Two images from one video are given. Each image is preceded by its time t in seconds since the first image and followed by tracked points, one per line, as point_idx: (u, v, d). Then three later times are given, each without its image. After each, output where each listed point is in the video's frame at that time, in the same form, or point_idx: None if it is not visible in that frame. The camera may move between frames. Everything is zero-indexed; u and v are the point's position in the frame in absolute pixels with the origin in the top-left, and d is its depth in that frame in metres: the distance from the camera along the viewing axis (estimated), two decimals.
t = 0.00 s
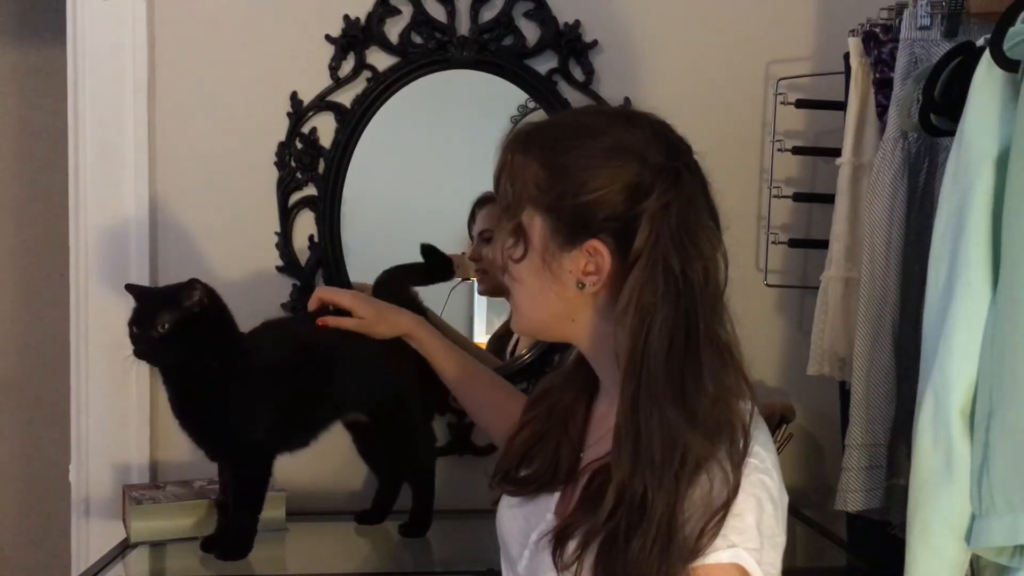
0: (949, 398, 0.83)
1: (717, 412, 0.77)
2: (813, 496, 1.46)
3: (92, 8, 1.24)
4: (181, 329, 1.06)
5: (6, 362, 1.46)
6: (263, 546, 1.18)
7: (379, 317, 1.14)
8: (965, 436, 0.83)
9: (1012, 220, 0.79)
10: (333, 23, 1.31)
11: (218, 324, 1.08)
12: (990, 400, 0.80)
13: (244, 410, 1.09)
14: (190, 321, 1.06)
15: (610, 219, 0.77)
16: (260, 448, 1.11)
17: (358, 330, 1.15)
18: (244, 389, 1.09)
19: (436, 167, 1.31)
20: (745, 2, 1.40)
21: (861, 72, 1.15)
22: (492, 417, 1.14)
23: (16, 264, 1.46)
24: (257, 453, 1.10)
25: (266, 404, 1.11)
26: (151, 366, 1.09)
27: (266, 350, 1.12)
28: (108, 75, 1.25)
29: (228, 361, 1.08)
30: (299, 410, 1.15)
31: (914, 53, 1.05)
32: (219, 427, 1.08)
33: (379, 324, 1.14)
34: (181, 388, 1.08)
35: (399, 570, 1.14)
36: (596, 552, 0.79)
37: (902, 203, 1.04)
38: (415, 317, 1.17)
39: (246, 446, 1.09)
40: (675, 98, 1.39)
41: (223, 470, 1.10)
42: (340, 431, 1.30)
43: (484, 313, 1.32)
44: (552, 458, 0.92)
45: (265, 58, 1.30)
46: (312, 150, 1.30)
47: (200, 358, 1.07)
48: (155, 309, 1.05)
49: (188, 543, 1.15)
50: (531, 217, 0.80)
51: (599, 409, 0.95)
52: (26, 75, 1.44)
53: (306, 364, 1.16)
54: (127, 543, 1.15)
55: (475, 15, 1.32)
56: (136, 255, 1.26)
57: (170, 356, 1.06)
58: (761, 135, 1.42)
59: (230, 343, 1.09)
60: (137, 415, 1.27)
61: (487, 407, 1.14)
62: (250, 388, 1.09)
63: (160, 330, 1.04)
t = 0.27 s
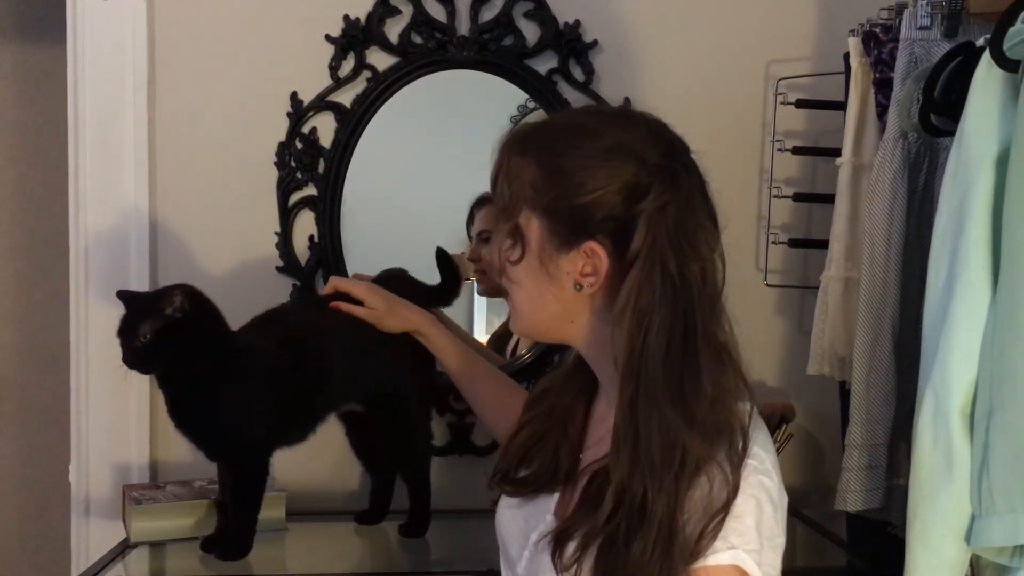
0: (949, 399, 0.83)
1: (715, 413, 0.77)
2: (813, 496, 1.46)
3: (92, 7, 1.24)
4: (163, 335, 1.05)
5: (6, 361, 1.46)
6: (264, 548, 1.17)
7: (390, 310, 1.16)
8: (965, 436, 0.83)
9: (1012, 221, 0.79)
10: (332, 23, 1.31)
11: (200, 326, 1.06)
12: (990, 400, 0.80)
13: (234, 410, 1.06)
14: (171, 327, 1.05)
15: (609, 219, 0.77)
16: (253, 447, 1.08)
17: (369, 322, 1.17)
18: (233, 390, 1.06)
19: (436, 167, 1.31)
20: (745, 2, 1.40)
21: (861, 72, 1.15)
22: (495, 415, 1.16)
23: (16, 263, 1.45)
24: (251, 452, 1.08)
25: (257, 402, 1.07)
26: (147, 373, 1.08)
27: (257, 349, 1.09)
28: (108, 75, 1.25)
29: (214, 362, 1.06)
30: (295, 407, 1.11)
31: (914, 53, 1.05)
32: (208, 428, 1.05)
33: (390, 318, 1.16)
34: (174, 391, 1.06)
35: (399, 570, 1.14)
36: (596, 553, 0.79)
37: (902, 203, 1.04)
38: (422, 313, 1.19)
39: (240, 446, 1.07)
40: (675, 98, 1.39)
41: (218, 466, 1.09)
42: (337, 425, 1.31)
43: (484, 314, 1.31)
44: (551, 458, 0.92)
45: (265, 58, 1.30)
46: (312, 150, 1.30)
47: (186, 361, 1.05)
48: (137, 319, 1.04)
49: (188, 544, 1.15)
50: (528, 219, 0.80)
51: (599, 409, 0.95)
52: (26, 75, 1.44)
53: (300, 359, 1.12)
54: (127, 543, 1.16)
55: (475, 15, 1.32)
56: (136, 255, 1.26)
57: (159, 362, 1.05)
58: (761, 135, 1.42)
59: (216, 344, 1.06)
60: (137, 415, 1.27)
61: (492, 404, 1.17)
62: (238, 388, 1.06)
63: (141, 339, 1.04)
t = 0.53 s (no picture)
0: (949, 398, 0.83)
1: (711, 414, 0.77)
2: (813, 496, 1.46)
3: (92, 8, 1.24)
4: (150, 334, 1.03)
5: (6, 362, 1.46)
6: (263, 547, 1.17)
7: (399, 306, 1.09)
8: (965, 436, 0.83)
9: (1013, 220, 0.79)
10: (332, 23, 1.31)
11: (189, 326, 1.04)
12: (990, 400, 0.80)
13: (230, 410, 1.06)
14: (158, 326, 1.03)
15: (605, 220, 0.77)
16: (250, 447, 1.09)
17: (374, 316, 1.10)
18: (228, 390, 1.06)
19: (436, 166, 1.31)
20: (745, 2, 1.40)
21: (861, 72, 1.15)
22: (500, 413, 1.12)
23: (16, 264, 1.45)
24: (250, 453, 1.09)
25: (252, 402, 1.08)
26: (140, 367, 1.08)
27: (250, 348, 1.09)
28: (108, 75, 1.25)
29: (207, 364, 1.05)
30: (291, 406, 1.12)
31: (914, 53, 1.05)
32: (207, 429, 1.06)
33: (399, 313, 1.09)
34: (170, 390, 1.06)
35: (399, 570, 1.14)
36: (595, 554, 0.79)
37: (902, 203, 1.04)
38: (428, 305, 1.12)
39: (238, 446, 1.08)
40: (675, 98, 1.39)
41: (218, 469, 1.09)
42: (334, 426, 1.30)
43: (484, 313, 1.32)
44: (550, 459, 0.92)
45: (265, 57, 1.30)
46: (312, 150, 1.30)
47: (179, 362, 1.05)
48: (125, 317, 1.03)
49: (188, 543, 1.15)
50: (525, 221, 0.80)
51: (598, 409, 0.95)
52: (27, 76, 1.44)
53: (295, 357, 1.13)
54: (127, 543, 1.15)
55: (475, 15, 1.32)
56: (136, 255, 1.27)
57: (149, 360, 1.05)
58: (761, 135, 1.42)
59: (208, 344, 1.05)
60: (137, 415, 1.27)
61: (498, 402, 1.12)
62: (232, 390, 1.06)
63: (125, 336, 1.03)
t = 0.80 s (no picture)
0: (949, 398, 0.83)
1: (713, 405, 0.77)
2: (813, 496, 1.45)
3: (92, 7, 1.24)
4: (155, 329, 1.07)
5: (6, 362, 1.46)
6: (263, 547, 1.18)
7: (317, 257, 1.01)
8: (965, 435, 0.83)
9: (1013, 219, 0.79)
10: (333, 23, 1.31)
11: (194, 324, 1.08)
12: (991, 400, 0.80)
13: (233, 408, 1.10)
14: (162, 322, 1.07)
15: (613, 213, 0.77)
16: (252, 445, 1.12)
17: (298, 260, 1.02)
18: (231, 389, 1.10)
19: (436, 166, 1.31)
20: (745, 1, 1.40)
21: (861, 72, 1.15)
22: (410, 396, 1.03)
23: (16, 264, 1.45)
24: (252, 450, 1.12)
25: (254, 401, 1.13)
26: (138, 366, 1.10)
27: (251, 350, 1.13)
28: (108, 75, 1.25)
29: (211, 362, 1.09)
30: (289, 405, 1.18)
31: (914, 53, 1.05)
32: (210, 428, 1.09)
33: (314, 264, 1.01)
34: (171, 388, 1.09)
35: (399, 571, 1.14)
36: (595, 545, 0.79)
37: (902, 202, 1.04)
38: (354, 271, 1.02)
39: (240, 443, 1.11)
40: (675, 98, 1.39)
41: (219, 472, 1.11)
42: (334, 429, 1.27)
43: (484, 314, 1.32)
44: (555, 454, 0.91)
45: (265, 57, 1.30)
46: (312, 150, 1.30)
47: (183, 360, 1.08)
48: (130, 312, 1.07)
49: (188, 544, 1.15)
50: (536, 213, 0.80)
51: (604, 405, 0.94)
52: (27, 76, 1.44)
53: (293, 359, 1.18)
54: (127, 543, 1.15)
55: (475, 15, 1.32)
56: (136, 255, 1.27)
57: (152, 357, 1.08)
58: (761, 135, 1.42)
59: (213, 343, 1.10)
60: (137, 415, 1.27)
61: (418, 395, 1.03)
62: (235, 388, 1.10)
63: (130, 329, 1.06)
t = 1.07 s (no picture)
0: (949, 398, 0.83)
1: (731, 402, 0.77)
2: (813, 496, 1.46)
3: (91, 7, 1.24)
4: (151, 332, 1.04)
5: (5, 363, 1.45)
6: (263, 547, 1.17)
7: (228, 317, 1.01)
8: (965, 435, 0.83)
9: (1013, 220, 0.79)
10: (332, 23, 1.31)
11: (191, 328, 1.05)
12: (991, 400, 0.80)
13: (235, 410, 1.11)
14: (159, 324, 1.04)
15: (630, 208, 0.77)
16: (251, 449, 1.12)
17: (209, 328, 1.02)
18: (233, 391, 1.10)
19: (437, 166, 1.31)
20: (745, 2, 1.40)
21: (861, 72, 1.15)
22: (385, 419, 1.04)
23: (15, 265, 1.45)
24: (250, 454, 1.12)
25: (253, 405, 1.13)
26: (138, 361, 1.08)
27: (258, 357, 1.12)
28: (107, 74, 1.24)
29: (211, 363, 1.08)
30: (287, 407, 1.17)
31: (914, 53, 1.05)
32: (209, 431, 1.10)
33: (228, 325, 1.01)
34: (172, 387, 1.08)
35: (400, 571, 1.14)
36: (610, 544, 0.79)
37: (902, 201, 1.04)
38: (268, 322, 1.03)
39: (241, 445, 1.11)
40: (675, 99, 1.39)
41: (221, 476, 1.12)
42: (336, 432, 1.29)
43: (484, 314, 1.32)
44: (562, 453, 0.91)
45: (264, 57, 1.30)
46: (312, 150, 1.30)
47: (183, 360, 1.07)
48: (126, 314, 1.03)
49: (188, 543, 1.15)
50: (551, 206, 0.80)
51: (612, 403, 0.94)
52: (27, 76, 1.44)
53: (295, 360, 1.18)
54: (126, 543, 1.15)
55: (475, 15, 1.32)
56: (135, 255, 1.27)
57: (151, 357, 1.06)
58: (761, 135, 1.42)
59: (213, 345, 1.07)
60: (137, 415, 1.27)
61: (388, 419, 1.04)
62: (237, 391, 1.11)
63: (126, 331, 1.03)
